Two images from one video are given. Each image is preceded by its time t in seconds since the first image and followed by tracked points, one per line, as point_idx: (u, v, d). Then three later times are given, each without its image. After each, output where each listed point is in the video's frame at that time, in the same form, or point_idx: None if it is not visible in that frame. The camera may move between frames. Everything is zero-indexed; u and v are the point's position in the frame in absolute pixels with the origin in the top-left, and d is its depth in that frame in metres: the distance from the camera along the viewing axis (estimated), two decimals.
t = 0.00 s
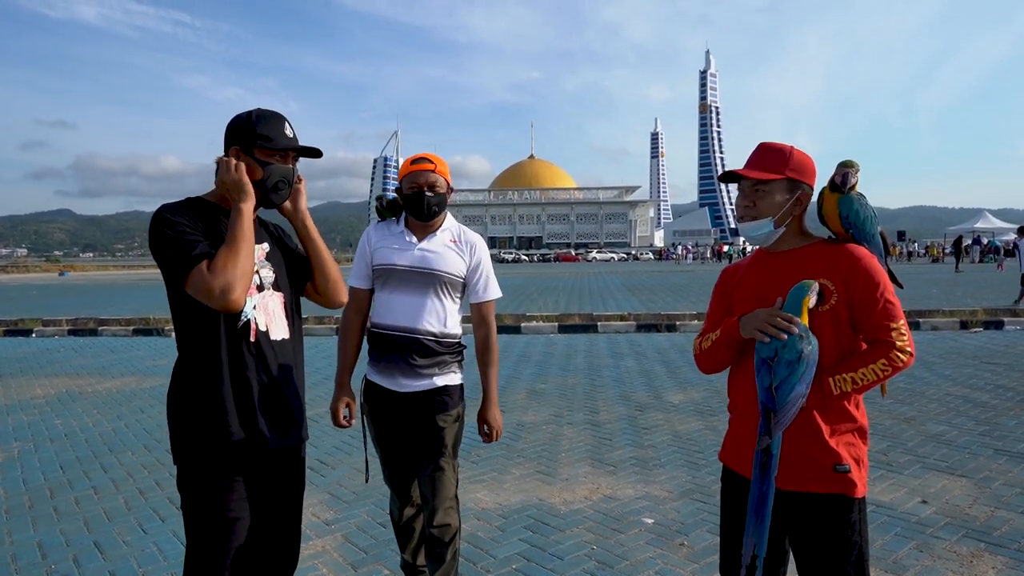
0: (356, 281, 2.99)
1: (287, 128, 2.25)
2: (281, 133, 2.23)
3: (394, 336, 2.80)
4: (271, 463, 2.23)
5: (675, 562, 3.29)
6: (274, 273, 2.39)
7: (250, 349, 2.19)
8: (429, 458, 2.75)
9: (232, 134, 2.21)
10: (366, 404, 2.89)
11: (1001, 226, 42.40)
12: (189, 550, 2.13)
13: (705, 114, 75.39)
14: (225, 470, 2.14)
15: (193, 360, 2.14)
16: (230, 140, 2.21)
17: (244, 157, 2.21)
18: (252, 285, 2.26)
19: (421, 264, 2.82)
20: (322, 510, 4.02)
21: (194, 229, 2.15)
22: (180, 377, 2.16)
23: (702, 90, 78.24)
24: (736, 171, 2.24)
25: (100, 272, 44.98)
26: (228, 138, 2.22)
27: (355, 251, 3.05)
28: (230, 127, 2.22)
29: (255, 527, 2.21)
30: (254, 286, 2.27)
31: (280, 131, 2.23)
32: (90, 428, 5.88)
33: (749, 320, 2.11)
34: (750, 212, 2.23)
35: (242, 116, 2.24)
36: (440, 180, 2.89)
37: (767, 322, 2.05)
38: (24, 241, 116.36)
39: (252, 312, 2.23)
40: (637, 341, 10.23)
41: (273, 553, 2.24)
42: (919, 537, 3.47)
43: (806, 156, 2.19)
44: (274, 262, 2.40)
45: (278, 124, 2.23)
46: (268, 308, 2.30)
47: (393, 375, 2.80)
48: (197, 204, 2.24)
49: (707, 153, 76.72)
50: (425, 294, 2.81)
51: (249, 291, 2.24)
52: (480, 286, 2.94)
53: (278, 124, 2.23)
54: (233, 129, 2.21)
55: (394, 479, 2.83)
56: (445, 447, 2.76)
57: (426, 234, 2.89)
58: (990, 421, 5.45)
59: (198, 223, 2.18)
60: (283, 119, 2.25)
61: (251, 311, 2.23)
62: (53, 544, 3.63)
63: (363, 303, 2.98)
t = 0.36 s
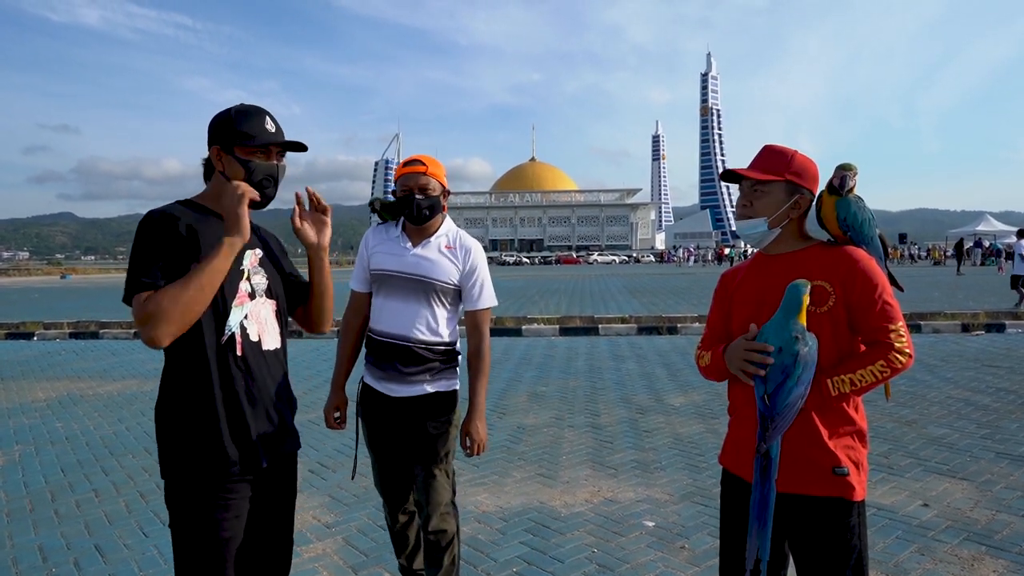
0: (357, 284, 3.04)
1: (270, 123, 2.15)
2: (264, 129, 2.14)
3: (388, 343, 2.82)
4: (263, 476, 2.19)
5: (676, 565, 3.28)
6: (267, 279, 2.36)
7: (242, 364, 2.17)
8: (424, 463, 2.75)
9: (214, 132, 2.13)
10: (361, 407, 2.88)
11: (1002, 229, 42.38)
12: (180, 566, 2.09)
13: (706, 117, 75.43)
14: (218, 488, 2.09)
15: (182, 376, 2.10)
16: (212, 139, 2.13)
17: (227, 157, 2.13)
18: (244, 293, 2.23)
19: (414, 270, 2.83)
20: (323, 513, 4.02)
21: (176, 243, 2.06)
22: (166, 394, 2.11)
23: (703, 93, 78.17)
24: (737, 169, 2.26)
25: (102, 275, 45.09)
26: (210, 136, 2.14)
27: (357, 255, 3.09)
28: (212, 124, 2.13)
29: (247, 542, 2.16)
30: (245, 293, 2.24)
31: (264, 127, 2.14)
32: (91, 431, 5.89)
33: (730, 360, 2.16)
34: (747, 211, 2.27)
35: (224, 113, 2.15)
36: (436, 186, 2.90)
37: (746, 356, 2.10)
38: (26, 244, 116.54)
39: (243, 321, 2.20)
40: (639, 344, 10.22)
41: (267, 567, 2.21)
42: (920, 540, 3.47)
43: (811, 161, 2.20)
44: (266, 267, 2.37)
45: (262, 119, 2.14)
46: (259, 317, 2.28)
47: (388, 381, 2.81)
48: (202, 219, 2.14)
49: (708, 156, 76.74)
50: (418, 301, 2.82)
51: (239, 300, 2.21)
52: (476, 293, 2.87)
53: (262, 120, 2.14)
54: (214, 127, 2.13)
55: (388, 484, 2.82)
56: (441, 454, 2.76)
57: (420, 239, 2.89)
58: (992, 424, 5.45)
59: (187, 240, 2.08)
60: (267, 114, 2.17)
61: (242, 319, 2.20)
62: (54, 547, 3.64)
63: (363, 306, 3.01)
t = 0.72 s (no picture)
0: (337, 288, 3.04)
1: (247, 107, 2.03)
2: (242, 113, 2.01)
3: (370, 346, 2.83)
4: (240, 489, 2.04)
5: (676, 564, 3.29)
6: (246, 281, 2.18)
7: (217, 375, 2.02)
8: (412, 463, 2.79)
9: (184, 116, 1.97)
10: (337, 404, 2.89)
11: (1004, 228, 42.35)
12: None
13: (707, 116, 75.39)
14: (193, 505, 1.92)
15: (154, 383, 1.92)
16: (184, 124, 1.97)
17: (200, 143, 1.98)
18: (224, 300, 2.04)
19: (394, 272, 2.84)
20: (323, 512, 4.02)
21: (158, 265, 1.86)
22: (131, 409, 1.93)
23: (705, 92, 78.13)
24: (739, 166, 2.26)
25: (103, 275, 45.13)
26: (180, 120, 1.98)
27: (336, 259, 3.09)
28: (183, 108, 1.98)
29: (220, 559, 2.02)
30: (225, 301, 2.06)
31: (242, 111, 2.01)
32: (92, 430, 5.90)
33: (726, 383, 2.19)
34: (748, 209, 2.27)
35: (194, 95, 1.99)
36: (414, 187, 2.90)
37: (737, 390, 2.14)
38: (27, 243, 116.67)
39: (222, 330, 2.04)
40: (640, 343, 10.23)
41: None
42: (921, 540, 3.47)
43: (811, 160, 2.20)
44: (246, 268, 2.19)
45: (238, 102, 2.01)
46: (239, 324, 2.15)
47: (373, 381, 2.81)
48: (190, 239, 1.96)
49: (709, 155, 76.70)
50: (399, 303, 2.83)
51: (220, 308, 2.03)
52: (457, 293, 2.87)
53: (238, 103, 2.01)
54: (185, 111, 1.97)
55: (348, 488, 2.83)
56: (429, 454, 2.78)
57: (400, 241, 2.90)
58: (993, 423, 5.44)
59: (171, 268, 1.89)
60: (242, 97, 2.03)
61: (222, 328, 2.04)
62: (55, 546, 3.64)
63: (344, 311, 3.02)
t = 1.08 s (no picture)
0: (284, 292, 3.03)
1: (235, 98, 1.96)
2: (231, 106, 1.94)
3: (324, 348, 2.86)
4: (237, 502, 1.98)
5: (682, 563, 3.28)
6: (233, 286, 2.10)
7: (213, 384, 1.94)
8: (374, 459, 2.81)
9: (167, 111, 1.89)
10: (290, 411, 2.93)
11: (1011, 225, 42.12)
12: None
13: (712, 114, 75.20)
14: (198, 521, 1.84)
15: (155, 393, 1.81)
16: (170, 119, 1.89)
17: (187, 139, 1.91)
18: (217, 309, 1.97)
19: (351, 276, 2.91)
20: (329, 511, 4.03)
21: (169, 278, 1.79)
22: (118, 420, 1.83)
23: (709, 90, 77.89)
24: (742, 165, 2.25)
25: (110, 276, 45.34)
26: (163, 114, 1.90)
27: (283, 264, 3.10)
28: (166, 101, 1.90)
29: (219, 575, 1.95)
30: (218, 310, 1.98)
31: (231, 104, 1.95)
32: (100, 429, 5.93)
33: (733, 392, 2.21)
34: (751, 208, 2.26)
35: (175, 87, 1.91)
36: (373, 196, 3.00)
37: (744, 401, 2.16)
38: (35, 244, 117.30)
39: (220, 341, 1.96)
40: (645, 342, 10.22)
41: None
42: (928, 538, 3.46)
43: (815, 159, 2.19)
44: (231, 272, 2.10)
45: (226, 95, 1.94)
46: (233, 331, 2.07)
47: (324, 384, 2.85)
48: (190, 242, 1.88)
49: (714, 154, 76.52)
50: (354, 306, 2.89)
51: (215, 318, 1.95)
52: (407, 298, 3.02)
53: (226, 95, 1.94)
54: (170, 105, 1.89)
55: (314, 488, 2.85)
56: (386, 448, 2.81)
57: (356, 246, 2.99)
58: (1000, 421, 5.42)
59: (180, 278, 1.81)
60: (229, 89, 1.96)
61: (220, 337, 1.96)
62: (63, 545, 3.66)
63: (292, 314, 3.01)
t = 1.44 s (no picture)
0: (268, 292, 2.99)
1: (239, 102, 1.97)
2: (235, 110, 1.95)
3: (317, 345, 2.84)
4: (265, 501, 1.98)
5: (691, 565, 3.28)
6: (240, 291, 2.10)
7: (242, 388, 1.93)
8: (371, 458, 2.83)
9: (170, 113, 1.91)
10: (287, 414, 2.93)
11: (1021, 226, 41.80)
12: None
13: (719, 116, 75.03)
14: (232, 523, 1.86)
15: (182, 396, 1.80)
16: (176, 122, 1.90)
17: (191, 142, 1.92)
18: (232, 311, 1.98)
19: (343, 274, 2.92)
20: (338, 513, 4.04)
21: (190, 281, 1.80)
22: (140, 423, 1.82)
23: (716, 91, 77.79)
24: (747, 168, 2.25)
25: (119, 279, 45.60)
26: (167, 117, 1.91)
27: (265, 265, 3.05)
28: (169, 103, 1.91)
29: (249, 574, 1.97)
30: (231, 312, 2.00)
31: (235, 107, 1.95)
32: (110, 432, 5.97)
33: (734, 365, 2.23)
34: (758, 211, 2.26)
35: (180, 90, 1.92)
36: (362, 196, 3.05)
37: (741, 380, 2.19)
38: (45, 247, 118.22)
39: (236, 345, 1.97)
40: (652, 344, 10.19)
41: None
42: (939, 541, 3.43)
43: (821, 160, 2.19)
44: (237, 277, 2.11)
45: (230, 98, 1.95)
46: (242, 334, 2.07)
47: (320, 382, 2.85)
48: (209, 247, 1.90)
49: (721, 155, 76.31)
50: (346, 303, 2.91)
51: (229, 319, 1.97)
52: (391, 295, 3.09)
53: (230, 99, 1.95)
54: (175, 107, 1.90)
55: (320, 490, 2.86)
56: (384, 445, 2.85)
57: (346, 246, 3.02)
58: (1012, 423, 5.38)
59: (201, 281, 1.83)
60: (233, 92, 1.97)
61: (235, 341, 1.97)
62: (74, 547, 3.68)
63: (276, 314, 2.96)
